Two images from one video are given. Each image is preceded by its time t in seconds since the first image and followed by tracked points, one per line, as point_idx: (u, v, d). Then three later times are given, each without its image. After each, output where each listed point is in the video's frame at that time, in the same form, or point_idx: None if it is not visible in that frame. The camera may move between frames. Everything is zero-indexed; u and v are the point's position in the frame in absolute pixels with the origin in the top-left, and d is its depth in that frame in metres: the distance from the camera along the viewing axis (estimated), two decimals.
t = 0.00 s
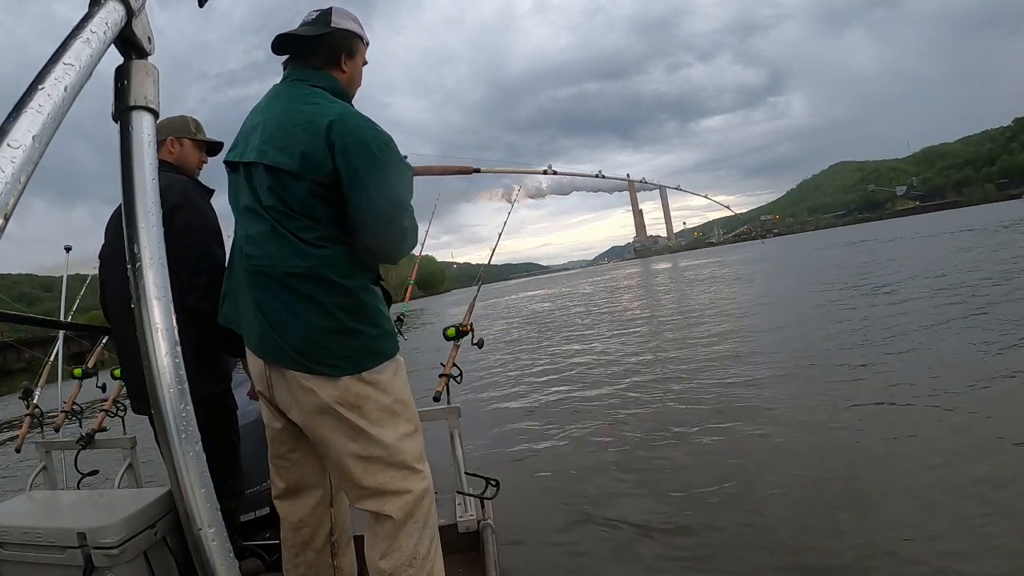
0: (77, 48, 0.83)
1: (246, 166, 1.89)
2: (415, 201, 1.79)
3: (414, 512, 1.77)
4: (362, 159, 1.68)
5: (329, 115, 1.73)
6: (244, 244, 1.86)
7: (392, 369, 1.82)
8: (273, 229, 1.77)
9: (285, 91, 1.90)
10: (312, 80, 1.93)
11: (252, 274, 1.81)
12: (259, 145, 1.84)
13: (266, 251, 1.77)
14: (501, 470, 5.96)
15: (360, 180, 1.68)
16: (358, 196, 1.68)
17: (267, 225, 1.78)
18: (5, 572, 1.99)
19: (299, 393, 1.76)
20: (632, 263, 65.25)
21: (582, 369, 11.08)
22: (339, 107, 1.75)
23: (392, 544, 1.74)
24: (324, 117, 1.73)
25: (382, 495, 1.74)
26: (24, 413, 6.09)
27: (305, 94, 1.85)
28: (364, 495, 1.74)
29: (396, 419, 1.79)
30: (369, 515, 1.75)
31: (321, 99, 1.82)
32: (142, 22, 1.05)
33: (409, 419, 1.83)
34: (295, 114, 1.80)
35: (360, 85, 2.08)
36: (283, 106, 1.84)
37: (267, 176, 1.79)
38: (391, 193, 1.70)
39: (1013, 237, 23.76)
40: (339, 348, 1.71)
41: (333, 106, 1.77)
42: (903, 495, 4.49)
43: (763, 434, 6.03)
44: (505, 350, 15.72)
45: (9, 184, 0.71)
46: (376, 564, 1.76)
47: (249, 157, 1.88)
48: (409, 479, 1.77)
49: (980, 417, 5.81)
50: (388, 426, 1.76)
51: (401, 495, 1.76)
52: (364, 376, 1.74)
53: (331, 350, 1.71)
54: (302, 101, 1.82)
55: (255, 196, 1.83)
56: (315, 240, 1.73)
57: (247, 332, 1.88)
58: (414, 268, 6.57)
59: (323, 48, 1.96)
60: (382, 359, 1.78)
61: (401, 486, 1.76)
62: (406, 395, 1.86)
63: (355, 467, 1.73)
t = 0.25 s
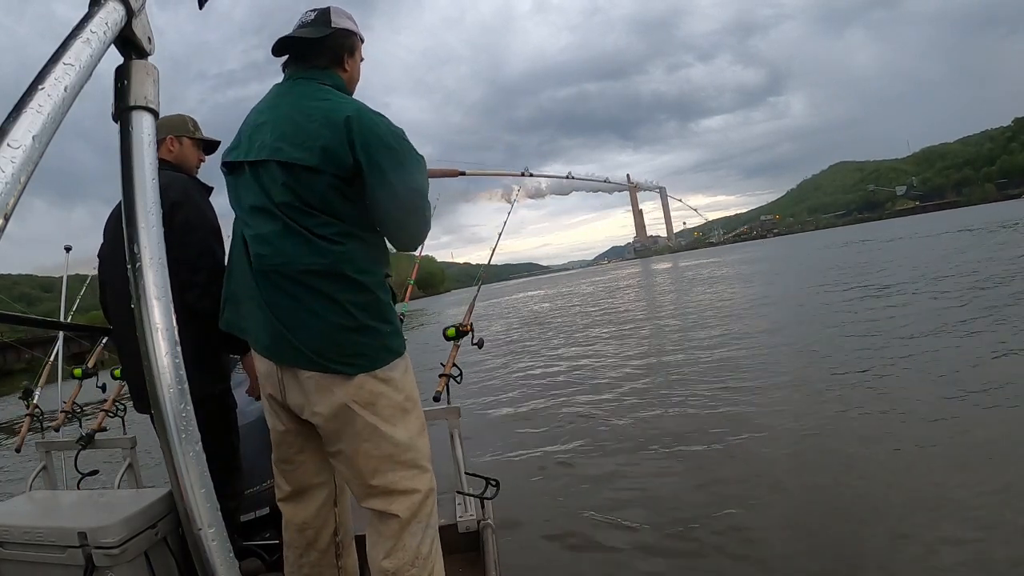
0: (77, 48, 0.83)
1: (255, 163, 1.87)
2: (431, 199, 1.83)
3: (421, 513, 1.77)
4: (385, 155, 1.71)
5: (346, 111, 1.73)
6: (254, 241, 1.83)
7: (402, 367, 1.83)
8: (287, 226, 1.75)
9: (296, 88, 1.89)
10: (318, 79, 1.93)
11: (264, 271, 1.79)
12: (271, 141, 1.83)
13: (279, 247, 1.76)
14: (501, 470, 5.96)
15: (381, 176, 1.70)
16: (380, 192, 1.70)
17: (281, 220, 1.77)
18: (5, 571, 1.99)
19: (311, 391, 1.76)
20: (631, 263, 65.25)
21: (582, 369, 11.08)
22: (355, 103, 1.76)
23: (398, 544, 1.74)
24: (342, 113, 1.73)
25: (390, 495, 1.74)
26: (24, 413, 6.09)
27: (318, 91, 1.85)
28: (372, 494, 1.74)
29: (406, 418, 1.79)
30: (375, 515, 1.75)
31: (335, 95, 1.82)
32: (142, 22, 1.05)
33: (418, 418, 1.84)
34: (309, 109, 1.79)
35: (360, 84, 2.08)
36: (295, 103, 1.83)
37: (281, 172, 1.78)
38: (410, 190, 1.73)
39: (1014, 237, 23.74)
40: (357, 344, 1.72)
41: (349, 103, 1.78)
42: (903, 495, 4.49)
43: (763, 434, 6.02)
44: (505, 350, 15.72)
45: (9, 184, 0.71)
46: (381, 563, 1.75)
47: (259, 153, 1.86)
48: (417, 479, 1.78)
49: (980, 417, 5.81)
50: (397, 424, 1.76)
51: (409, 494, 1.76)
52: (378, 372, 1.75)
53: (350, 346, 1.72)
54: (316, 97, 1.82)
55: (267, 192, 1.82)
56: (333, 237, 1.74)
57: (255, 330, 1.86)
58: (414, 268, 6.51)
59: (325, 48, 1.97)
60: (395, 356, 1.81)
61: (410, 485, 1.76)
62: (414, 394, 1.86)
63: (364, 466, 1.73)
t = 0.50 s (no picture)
0: (77, 49, 0.83)
1: (264, 158, 1.86)
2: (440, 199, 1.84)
3: (423, 513, 1.77)
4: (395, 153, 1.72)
5: (358, 107, 1.74)
6: (259, 236, 1.82)
7: (405, 368, 1.83)
8: (293, 221, 1.74)
9: (308, 86, 1.89)
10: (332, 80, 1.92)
11: (269, 266, 1.78)
12: (281, 136, 1.82)
13: (286, 243, 1.75)
14: (500, 470, 5.96)
15: (392, 174, 1.71)
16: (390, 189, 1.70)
17: (288, 215, 1.76)
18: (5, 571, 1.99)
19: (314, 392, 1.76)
20: (631, 263, 65.23)
21: (582, 369, 11.08)
22: (367, 100, 1.76)
23: (401, 545, 1.74)
24: (354, 109, 1.74)
25: (393, 496, 1.74)
26: (24, 413, 6.09)
27: (330, 88, 1.85)
28: (374, 495, 1.74)
29: (410, 419, 1.79)
30: (378, 516, 1.75)
31: (347, 92, 1.82)
32: (142, 22, 1.05)
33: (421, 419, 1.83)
34: (320, 105, 1.79)
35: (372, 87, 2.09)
36: (307, 99, 1.83)
37: (290, 166, 1.77)
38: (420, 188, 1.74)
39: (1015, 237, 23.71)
40: (361, 342, 1.73)
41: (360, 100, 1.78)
42: (903, 495, 4.49)
43: (763, 434, 6.02)
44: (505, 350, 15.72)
45: (9, 184, 0.71)
46: (383, 565, 1.75)
47: (269, 148, 1.85)
48: (419, 480, 1.78)
49: (980, 417, 5.80)
50: (400, 425, 1.76)
51: (411, 496, 1.76)
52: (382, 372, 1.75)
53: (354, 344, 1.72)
54: (328, 93, 1.82)
55: (274, 187, 1.81)
56: (339, 233, 1.74)
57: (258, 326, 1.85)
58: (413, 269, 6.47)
59: (339, 52, 1.96)
60: (399, 355, 1.81)
61: (411, 486, 1.76)
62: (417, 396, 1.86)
63: (366, 467, 1.73)
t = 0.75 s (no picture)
0: (77, 48, 0.83)
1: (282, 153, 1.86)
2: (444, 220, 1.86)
3: (418, 517, 1.77)
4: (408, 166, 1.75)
5: (383, 119, 1.77)
6: (261, 226, 1.81)
7: (398, 374, 1.82)
8: (297, 215, 1.73)
9: (339, 95, 1.91)
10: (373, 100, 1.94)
11: (268, 258, 1.76)
12: (304, 135, 1.83)
13: (287, 237, 1.74)
14: (500, 470, 5.95)
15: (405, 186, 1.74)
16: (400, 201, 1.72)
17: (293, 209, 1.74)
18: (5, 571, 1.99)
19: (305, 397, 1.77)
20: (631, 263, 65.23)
21: (582, 369, 11.07)
22: (393, 114, 1.80)
23: (396, 549, 1.74)
24: (379, 120, 1.76)
25: (387, 499, 1.75)
26: (24, 413, 6.09)
27: (358, 98, 1.88)
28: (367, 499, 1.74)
29: (403, 424, 1.79)
30: (373, 519, 1.76)
31: (374, 104, 1.85)
32: (142, 22, 1.05)
33: (415, 424, 1.82)
34: (347, 112, 1.81)
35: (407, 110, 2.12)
36: (336, 106, 1.85)
37: (305, 162, 1.77)
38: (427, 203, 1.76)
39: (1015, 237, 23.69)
40: (347, 346, 1.72)
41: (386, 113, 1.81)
42: (903, 495, 4.49)
43: (763, 434, 6.02)
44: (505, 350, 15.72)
45: (9, 184, 0.71)
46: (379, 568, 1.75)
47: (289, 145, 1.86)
48: (413, 483, 1.77)
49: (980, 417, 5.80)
50: (393, 430, 1.76)
51: (405, 499, 1.76)
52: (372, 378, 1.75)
53: (339, 347, 1.71)
54: (357, 103, 1.84)
55: (285, 181, 1.80)
56: (341, 235, 1.73)
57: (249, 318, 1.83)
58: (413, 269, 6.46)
59: (382, 75, 1.98)
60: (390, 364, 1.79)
61: (405, 490, 1.76)
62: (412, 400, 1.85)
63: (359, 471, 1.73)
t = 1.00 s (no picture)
0: (77, 48, 0.83)
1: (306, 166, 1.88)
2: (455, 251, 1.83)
3: (416, 517, 1.76)
4: (422, 200, 1.75)
5: (405, 148, 1.78)
6: (273, 232, 1.81)
7: (387, 382, 1.79)
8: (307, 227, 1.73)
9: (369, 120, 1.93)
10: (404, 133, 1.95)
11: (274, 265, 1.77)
12: (329, 152, 1.84)
13: (294, 247, 1.74)
14: (500, 470, 5.96)
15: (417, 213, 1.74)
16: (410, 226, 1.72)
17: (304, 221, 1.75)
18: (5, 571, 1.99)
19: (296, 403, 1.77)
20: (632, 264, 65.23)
21: (582, 369, 11.07)
22: (416, 145, 1.81)
23: (395, 549, 1.74)
24: (401, 148, 1.77)
25: (384, 499, 1.75)
26: (24, 413, 6.09)
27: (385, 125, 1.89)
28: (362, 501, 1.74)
29: (395, 427, 1.78)
30: (371, 520, 1.76)
31: (399, 132, 1.86)
32: (142, 22, 1.05)
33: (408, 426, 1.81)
34: (372, 136, 1.83)
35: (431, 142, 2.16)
36: (363, 129, 1.87)
37: (324, 177, 1.77)
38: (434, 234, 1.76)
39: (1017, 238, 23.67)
40: (332, 357, 1.69)
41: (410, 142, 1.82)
42: (903, 496, 4.49)
43: (763, 435, 6.02)
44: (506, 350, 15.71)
45: (9, 183, 0.71)
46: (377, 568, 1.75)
47: (315, 159, 1.87)
48: (408, 484, 1.77)
49: (981, 418, 5.80)
50: (384, 434, 1.76)
51: (401, 500, 1.75)
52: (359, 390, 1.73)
53: (324, 356, 1.69)
54: (384, 129, 1.86)
55: (301, 192, 1.80)
56: (344, 252, 1.72)
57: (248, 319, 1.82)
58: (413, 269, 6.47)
59: (413, 112, 2.00)
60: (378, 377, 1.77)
61: (400, 491, 1.75)
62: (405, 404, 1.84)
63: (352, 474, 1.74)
